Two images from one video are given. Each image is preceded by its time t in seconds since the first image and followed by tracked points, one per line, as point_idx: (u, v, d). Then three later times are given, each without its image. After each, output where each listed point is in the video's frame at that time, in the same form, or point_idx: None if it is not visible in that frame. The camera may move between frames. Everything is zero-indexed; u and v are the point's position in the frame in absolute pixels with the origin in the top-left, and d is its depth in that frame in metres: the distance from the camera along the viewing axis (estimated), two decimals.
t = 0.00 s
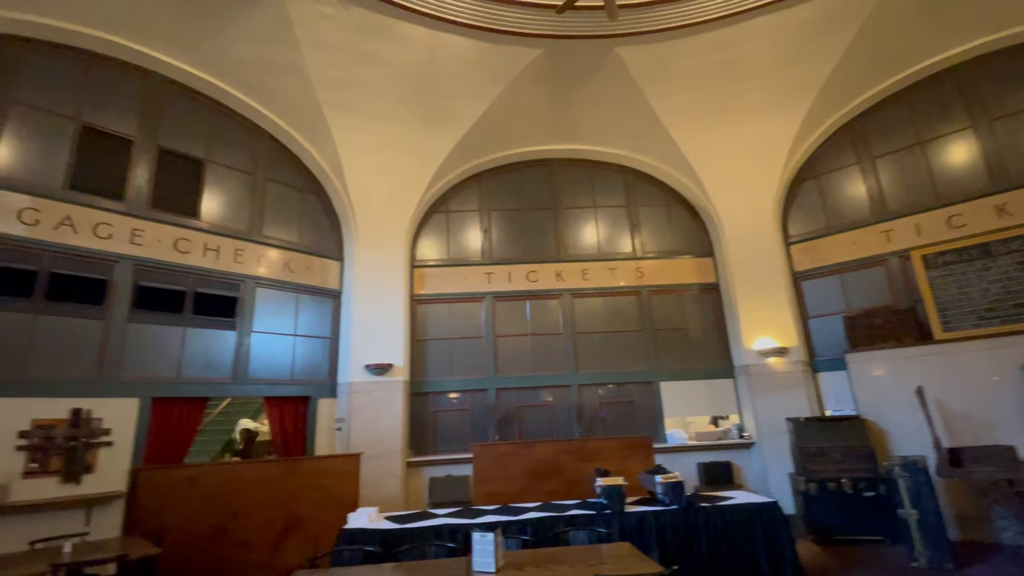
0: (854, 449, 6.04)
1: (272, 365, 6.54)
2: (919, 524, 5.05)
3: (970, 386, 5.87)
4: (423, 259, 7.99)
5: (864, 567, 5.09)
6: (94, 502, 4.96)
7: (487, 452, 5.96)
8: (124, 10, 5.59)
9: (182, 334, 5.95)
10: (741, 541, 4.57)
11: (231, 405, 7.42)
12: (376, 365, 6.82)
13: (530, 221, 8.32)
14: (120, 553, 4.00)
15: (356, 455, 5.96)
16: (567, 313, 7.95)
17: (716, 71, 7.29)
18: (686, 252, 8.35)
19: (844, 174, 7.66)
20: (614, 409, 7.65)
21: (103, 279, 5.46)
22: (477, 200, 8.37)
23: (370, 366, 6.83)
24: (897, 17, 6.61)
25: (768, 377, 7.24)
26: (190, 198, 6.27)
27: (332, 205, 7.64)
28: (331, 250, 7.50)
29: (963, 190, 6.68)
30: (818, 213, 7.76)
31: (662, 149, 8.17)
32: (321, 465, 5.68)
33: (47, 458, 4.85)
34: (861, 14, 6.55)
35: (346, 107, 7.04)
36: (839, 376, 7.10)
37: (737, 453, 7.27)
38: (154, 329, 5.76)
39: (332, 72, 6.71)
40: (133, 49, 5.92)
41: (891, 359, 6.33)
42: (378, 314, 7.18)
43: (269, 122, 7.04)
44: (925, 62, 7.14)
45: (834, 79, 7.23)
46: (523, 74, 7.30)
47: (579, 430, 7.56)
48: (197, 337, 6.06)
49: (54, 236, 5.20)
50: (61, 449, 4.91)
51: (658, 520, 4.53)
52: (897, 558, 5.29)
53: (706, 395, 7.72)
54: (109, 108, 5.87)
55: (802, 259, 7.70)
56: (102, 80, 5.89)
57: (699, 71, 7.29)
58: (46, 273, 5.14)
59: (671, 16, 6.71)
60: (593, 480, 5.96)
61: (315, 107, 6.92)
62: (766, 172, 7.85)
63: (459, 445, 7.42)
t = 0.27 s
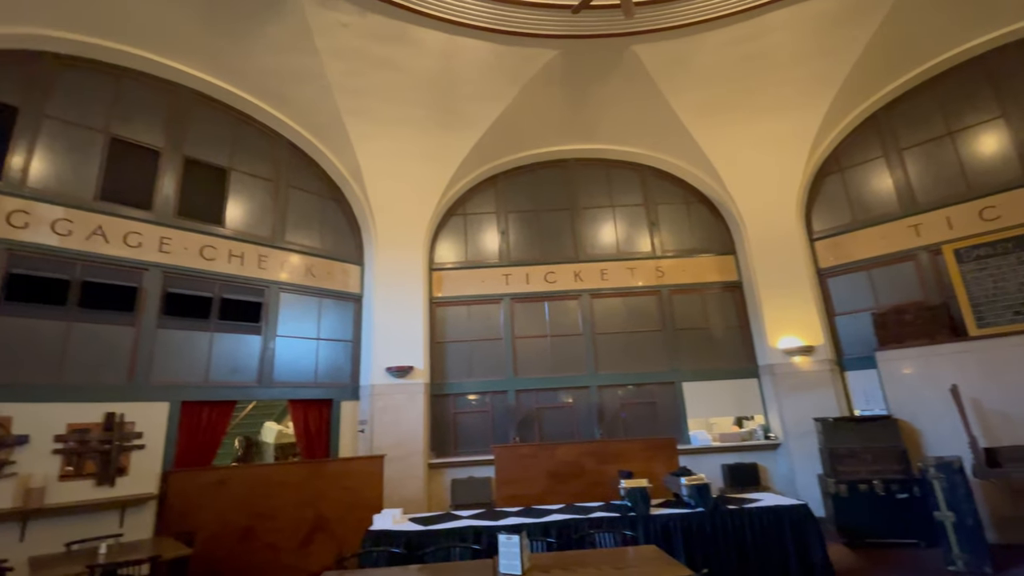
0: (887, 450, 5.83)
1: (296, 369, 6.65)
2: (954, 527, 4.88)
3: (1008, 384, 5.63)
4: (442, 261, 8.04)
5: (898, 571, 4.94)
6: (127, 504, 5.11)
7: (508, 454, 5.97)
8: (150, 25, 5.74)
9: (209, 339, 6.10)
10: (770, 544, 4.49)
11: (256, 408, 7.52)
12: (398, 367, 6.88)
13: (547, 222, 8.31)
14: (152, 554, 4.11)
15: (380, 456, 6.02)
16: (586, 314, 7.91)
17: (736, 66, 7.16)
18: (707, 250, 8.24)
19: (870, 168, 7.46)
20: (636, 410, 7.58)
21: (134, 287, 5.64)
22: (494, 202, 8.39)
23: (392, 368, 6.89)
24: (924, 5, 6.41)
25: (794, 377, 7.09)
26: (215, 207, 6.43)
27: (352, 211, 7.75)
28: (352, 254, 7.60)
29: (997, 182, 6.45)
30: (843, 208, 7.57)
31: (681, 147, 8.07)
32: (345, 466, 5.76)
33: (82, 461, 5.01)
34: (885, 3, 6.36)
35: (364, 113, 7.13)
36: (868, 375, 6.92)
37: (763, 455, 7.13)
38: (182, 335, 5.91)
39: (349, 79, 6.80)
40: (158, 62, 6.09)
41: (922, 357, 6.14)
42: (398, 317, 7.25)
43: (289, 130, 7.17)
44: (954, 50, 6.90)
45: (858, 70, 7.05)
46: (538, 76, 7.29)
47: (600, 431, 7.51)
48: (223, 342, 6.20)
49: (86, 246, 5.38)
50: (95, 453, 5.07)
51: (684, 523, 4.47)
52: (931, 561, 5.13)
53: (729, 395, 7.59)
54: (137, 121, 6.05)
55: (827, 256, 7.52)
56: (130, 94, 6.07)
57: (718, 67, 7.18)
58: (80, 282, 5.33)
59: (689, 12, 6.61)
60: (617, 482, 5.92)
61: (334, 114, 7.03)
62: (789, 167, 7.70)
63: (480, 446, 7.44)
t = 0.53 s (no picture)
0: (920, 452, 5.69)
1: (319, 374, 6.75)
2: (993, 531, 4.69)
3: None
4: (459, 265, 8.08)
5: None
6: (159, 507, 5.25)
7: (529, 458, 5.97)
8: (174, 41, 5.92)
9: (235, 346, 6.23)
10: (799, 549, 4.41)
11: (280, 413, 7.60)
12: (418, 371, 6.94)
13: (564, 224, 8.30)
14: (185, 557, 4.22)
15: (402, 461, 6.14)
16: (604, 315, 7.86)
17: (754, 62, 7.06)
18: (727, 249, 8.12)
19: (895, 161, 7.28)
20: (658, 412, 7.51)
21: (162, 295, 5.80)
22: (511, 205, 8.41)
23: (412, 372, 6.96)
24: None
25: (820, 377, 6.93)
26: (239, 216, 6.59)
27: (371, 217, 7.84)
28: (371, 260, 7.69)
29: None
30: (868, 204, 7.39)
31: (698, 145, 7.98)
32: (371, 470, 5.90)
33: (115, 466, 5.17)
34: None
35: (381, 121, 7.22)
36: (898, 374, 6.74)
37: (790, 457, 6.98)
38: (208, 342, 6.05)
39: (366, 88, 6.90)
40: (183, 77, 6.27)
41: (954, 355, 5.95)
42: (417, 322, 7.31)
43: (309, 139, 7.30)
44: (982, 38, 6.69)
45: (881, 62, 6.88)
46: (553, 78, 7.29)
47: (622, 433, 7.45)
48: (248, 348, 6.32)
49: (116, 256, 5.56)
50: (128, 457, 5.22)
51: (710, 527, 4.42)
52: (969, 566, 4.93)
53: (753, 396, 7.46)
54: (162, 135, 6.23)
55: (852, 252, 7.35)
56: (155, 108, 6.26)
57: (735, 63, 7.08)
58: (111, 292, 5.51)
59: (704, 9, 6.54)
60: (639, 485, 5.85)
61: (351, 122, 7.13)
62: (811, 163, 7.55)
63: (500, 450, 7.44)
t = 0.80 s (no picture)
0: (955, 453, 5.50)
1: (340, 380, 6.84)
2: None
3: None
4: (476, 270, 8.11)
5: None
6: (187, 513, 5.36)
7: (550, 461, 6.02)
8: (197, 57, 6.09)
9: (259, 352, 6.35)
10: (831, 554, 4.28)
11: (302, 418, 7.66)
12: (437, 376, 6.97)
13: (581, 226, 8.28)
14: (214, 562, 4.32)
15: (424, 464, 6.14)
16: (623, 317, 7.81)
17: (771, 58, 6.96)
18: (748, 249, 8.01)
19: (921, 155, 7.10)
20: (680, 415, 7.41)
21: (189, 304, 5.95)
22: (527, 209, 8.42)
23: (432, 377, 7.00)
24: None
25: (847, 377, 6.77)
26: (261, 225, 6.73)
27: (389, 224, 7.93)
28: (389, 266, 7.77)
29: None
30: (893, 199, 7.22)
31: (716, 144, 7.89)
32: (394, 476, 5.93)
33: (146, 472, 5.30)
34: None
35: (398, 128, 7.31)
36: (929, 374, 6.55)
37: (818, 460, 6.81)
38: (233, 349, 6.17)
39: (383, 96, 7.00)
40: (206, 91, 6.44)
41: (983, 355, 5.86)
42: (436, 327, 7.35)
43: (327, 149, 7.42)
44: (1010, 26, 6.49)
45: (904, 54, 6.72)
46: (568, 81, 7.30)
47: (643, 437, 7.37)
48: (271, 355, 6.43)
49: (145, 267, 5.73)
50: (157, 463, 5.35)
51: (736, 531, 4.34)
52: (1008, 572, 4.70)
53: (778, 399, 7.32)
54: (187, 148, 6.41)
55: (878, 249, 7.17)
56: (180, 123, 6.44)
57: (752, 60, 6.99)
58: (140, 302, 5.67)
59: (719, 7, 6.47)
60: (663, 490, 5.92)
61: (369, 131, 7.24)
62: (832, 160, 7.41)
63: (520, 454, 7.43)
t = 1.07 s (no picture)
0: (991, 455, 5.31)
1: (362, 385, 6.92)
2: None
3: None
4: (493, 274, 8.14)
5: None
6: (216, 518, 5.49)
7: (571, 465, 6.00)
8: (219, 72, 6.26)
9: (283, 359, 6.47)
10: (864, 560, 4.17)
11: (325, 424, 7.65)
12: (457, 381, 7.01)
13: (598, 229, 8.25)
14: (243, 565, 4.42)
15: (446, 469, 6.16)
16: (642, 320, 7.75)
17: (790, 55, 6.85)
18: (769, 248, 7.89)
19: (948, 149, 6.92)
20: (703, 418, 7.31)
21: (215, 312, 6.10)
22: (544, 212, 8.43)
23: (452, 382, 7.03)
24: None
25: (875, 378, 6.60)
26: (284, 235, 6.87)
27: (407, 231, 8.01)
28: (408, 273, 7.84)
29: None
30: (919, 195, 7.05)
31: (735, 143, 7.79)
32: (416, 479, 5.97)
33: (175, 477, 5.44)
34: None
35: (415, 137, 7.40)
36: (961, 373, 6.36)
37: (847, 463, 6.65)
38: (258, 356, 6.30)
39: (400, 105, 7.09)
40: (228, 106, 6.62)
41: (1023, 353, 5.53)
42: (455, 332, 7.40)
43: (346, 158, 7.55)
44: None
45: (929, 46, 6.56)
46: (583, 84, 7.30)
47: (666, 441, 7.29)
48: (294, 361, 6.54)
49: (172, 278, 5.89)
50: (187, 469, 5.49)
51: (765, 537, 4.24)
52: None
53: (804, 401, 7.17)
54: (211, 161, 6.59)
55: (905, 246, 6.99)
56: (204, 137, 6.63)
57: (770, 57, 6.89)
58: (168, 311, 5.83)
59: (736, 5, 6.40)
60: (688, 495, 5.89)
61: (386, 140, 7.34)
62: (855, 156, 7.26)
63: (541, 458, 7.41)
